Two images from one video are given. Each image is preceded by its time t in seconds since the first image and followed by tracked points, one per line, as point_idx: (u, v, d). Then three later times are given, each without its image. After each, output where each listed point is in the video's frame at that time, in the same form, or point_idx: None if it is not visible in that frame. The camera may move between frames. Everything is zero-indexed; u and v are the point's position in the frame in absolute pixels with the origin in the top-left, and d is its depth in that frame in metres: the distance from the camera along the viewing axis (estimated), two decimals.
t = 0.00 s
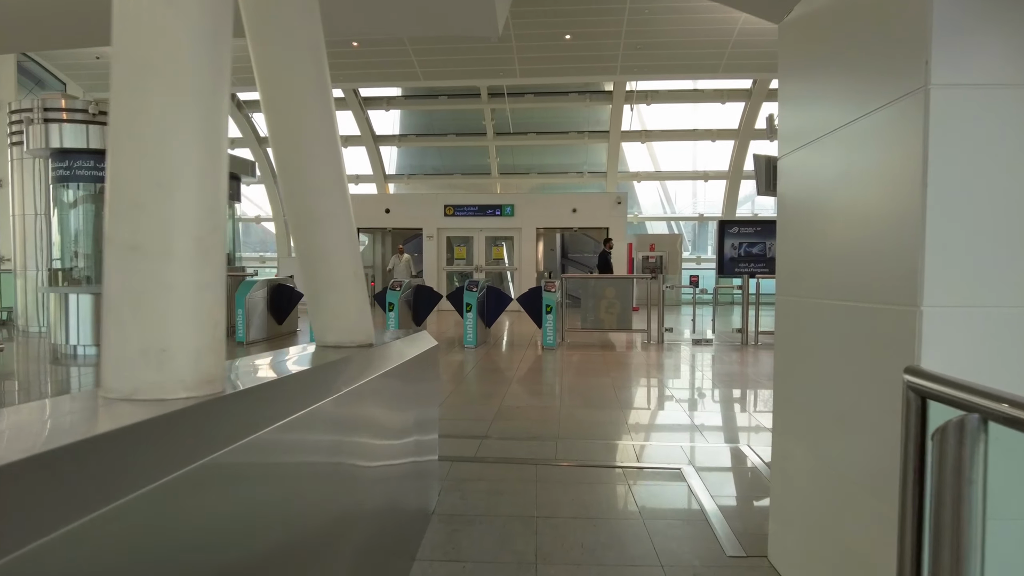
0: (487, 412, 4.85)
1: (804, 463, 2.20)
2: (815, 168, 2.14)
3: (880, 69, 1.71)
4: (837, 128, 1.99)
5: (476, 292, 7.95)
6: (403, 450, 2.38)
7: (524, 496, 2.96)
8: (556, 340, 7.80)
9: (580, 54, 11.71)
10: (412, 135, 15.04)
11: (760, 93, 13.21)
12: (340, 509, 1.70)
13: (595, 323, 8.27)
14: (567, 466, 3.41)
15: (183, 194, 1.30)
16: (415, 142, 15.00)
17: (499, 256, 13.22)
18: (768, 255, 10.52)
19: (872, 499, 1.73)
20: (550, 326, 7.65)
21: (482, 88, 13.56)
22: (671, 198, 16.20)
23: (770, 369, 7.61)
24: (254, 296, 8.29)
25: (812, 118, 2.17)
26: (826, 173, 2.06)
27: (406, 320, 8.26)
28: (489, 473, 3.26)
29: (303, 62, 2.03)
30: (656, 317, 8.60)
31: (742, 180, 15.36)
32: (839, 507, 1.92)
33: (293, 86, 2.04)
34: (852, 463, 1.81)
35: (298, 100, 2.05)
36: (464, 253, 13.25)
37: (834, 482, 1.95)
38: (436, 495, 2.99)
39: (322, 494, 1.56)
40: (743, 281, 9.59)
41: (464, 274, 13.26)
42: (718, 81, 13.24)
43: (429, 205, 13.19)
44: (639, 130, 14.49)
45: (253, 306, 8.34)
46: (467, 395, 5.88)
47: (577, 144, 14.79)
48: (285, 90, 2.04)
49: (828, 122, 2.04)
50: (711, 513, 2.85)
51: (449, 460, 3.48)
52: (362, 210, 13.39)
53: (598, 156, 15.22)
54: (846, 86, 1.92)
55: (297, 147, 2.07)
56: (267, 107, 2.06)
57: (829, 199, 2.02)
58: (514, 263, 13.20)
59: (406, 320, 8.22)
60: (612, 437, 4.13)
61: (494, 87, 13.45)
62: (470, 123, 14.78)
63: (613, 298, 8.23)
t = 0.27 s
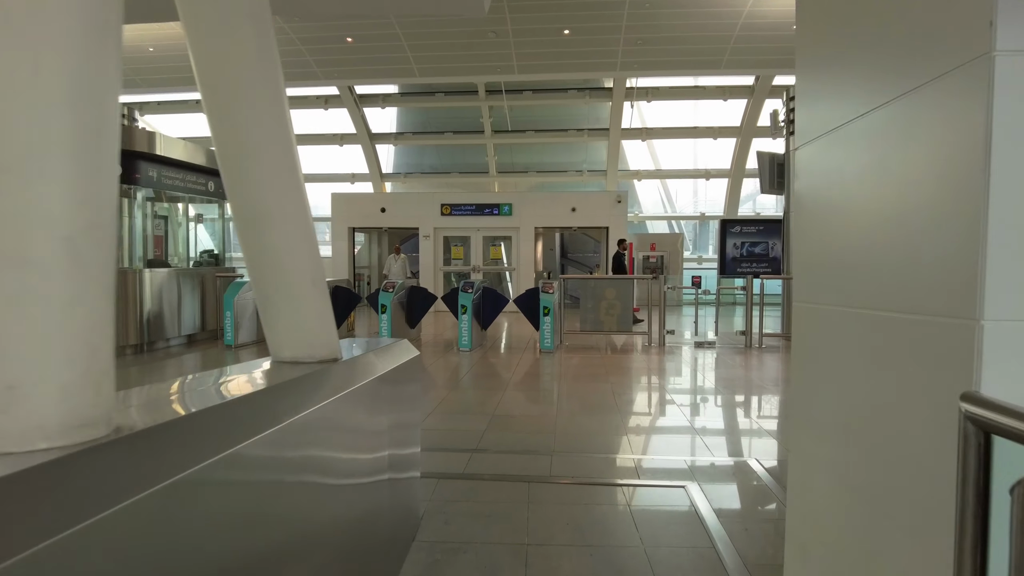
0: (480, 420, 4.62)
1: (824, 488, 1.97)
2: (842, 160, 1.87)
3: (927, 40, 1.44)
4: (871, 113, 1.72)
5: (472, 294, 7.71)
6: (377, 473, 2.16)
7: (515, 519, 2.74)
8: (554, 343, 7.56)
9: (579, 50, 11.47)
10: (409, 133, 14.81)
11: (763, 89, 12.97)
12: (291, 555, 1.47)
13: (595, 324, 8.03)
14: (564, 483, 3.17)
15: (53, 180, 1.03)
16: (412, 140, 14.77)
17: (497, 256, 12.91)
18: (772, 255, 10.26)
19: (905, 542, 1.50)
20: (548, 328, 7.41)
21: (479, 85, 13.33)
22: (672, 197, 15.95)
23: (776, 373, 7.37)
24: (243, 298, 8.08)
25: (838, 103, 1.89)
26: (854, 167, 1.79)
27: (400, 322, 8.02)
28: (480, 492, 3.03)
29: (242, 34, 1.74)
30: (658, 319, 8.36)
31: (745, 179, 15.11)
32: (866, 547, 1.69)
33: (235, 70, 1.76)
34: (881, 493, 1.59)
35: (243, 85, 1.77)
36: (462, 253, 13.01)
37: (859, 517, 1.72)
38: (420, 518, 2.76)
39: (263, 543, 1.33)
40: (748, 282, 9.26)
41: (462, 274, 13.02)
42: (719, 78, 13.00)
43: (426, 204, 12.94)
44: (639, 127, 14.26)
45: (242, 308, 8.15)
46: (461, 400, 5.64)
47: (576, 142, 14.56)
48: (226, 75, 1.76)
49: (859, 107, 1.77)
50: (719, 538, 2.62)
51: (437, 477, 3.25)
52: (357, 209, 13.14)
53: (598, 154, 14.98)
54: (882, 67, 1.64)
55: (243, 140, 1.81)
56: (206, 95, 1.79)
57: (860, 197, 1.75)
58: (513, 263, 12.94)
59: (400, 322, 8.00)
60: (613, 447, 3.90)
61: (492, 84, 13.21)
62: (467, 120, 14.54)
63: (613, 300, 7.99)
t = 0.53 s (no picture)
0: (472, 424, 4.40)
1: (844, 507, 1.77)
2: (859, 143, 1.63)
3: None
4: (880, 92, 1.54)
5: (468, 293, 7.47)
6: (345, 492, 1.92)
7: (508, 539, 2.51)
8: (553, 343, 7.34)
9: (578, 45, 11.26)
10: (406, 130, 14.60)
11: (766, 85, 12.76)
12: None
13: (594, 324, 7.81)
14: (563, 496, 2.95)
15: None
16: (409, 138, 14.56)
17: (495, 255, 12.77)
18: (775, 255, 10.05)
19: None
20: (546, 328, 7.18)
21: (477, 81, 13.12)
22: (672, 195, 15.74)
23: (780, 374, 7.15)
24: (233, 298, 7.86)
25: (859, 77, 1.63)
26: (877, 149, 1.54)
27: (394, 322, 7.79)
28: (473, 507, 2.81)
29: None
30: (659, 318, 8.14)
31: (747, 176, 14.90)
32: None
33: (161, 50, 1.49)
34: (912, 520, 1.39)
35: (173, 68, 1.51)
36: (459, 252, 12.79)
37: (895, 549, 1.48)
38: (403, 537, 2.53)
39: None
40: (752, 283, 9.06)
41: (459, 273, 12.80)
42: (721, 73, 12.80)
43: (422, 202, 12.71)
44: (640, 124, 14.06)
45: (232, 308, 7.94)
46: (454, 403, 5.43)
47: (576, 139, 14.34)
48: (153, 57, 1.50)
49: (865, 85, 1.60)
50: (731, 559, 2.39)
51: (424, 490, 3.03)
52: (353, 207, 12.91)
53: (598, 152, 14.76)
54: (908, 43, 1.40)
55: (179, 131, 1.56)
56: (127, 61, 1.51)
57: (864, 188, 1.61)
58: (511, 262, 12.74)
59: (394, 322, 7.77)
60: (613, 454, 3.70)
61: (490, 80, 13.01)
62: (465, 117, 14.33)
63: (614, 299, 7.76)
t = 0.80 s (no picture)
0: (466, 429, 4.16)
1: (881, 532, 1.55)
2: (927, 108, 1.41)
3: None
4: (882, 89, 1.63)
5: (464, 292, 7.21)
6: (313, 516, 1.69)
7: (501, 562, 2.27)
8: (552, 344, 7.09)
9: (577, 38, 11.00)
10: (402, 126, 14.33)
11: (769, 80, 12.51)
12: None
13: (594, 324, 7.57)
14: (563, 511, 2.72)
15: None
16: (405, 133, 14.30)
17: (493, 253, 12.51)
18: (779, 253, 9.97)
19: None
20: (546, 328, 6.93)
21: (475, 76, 12.87)
22: (672, 193, 15.50)
23: (787, 375, 6.90)
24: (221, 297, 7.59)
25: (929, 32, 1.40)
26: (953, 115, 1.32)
27: (388, 321, 7.53)
28: (463, 525, 2.57)
29: None
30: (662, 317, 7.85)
31: (749, 174, 14.66)
32: None
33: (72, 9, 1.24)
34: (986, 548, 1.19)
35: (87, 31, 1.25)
36: (456, 249, 12.55)
37: None
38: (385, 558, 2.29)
39: None
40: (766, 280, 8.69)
41: (456, 272, 12.55)
42: (724, 68, 12.55)
43: (418, 198, 12.44)
44: (640, 120, 13.81)
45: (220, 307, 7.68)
46: (449, 406, 5.18)
47: (575, 135, 14.09)
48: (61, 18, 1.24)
49: (867, 85, 1.70)
50: None
51: (412, 504, 2.79)
52: (348, 204, 12.65)
53: (598, 148, 14.52)
54: None
55: (103, 96, 1.30)
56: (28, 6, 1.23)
57: (933, 161, 1.39)
58: (509, 260, 12.48)
59: (388, 321, 7.52)
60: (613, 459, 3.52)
61: (488, 74, 12.75)
62: (463, 113, 14.07)
63: (615, 298, 7.51)
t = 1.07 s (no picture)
0: (455, 437, 3.93)
1: (929, 558, 1.38)
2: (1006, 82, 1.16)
3: None
4: (944, 58, 1.37)
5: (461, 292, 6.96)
6: (276, 552, 1.46)
7: None
8: (552, 345, 6.86)
9: (577, 33, 10.76)
10: (398, 123, 14.09)
11: (772, 76, 12.28)
12: None
13: (595, 325, 7.33)
14: (558, 536, 2.49)
15: None
16: (401, 130, 14.06)
17: (491, 252, 12.24)
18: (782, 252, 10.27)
19: None
20: (545, 330, 6.70)
21: (472, 71, 12.63)
22: (673, 191, 15.27)
23: (794, 378, 6.67)
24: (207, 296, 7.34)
25: None
26: None
27: (382, 322, 7.29)
28: (451, 552, 2.35)
29: None
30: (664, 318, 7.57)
31: (750, 172, 14.44)
32: None
33: None
34: None
35: None
36: (454, 248, 12.28)
37: None
38: None
39: None
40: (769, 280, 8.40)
41: (453, 271, 12.30)
42: (726, 63, 12.32)
43: (414, 196, 12.18)
44: (640, 117, 13.60)
45: (209, 307, 7.45)
46: (442, 412, 4.93)
47: (574, 132, 13.86)
48: None
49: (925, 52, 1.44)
50: None
51: (395, 527, 2.55)
52: (343, 202, 12.39)
53: (598, 146, 14.29)
54: None
55: None
56: None
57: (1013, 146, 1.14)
58: (507, 259, 12.24)
59: (382, 321, 7.27)
60: (616, 466, 3.48)
61: (485, 69, 12.52)
62: (460, 109, 13.83)
63: (616, 298, 7.28)
